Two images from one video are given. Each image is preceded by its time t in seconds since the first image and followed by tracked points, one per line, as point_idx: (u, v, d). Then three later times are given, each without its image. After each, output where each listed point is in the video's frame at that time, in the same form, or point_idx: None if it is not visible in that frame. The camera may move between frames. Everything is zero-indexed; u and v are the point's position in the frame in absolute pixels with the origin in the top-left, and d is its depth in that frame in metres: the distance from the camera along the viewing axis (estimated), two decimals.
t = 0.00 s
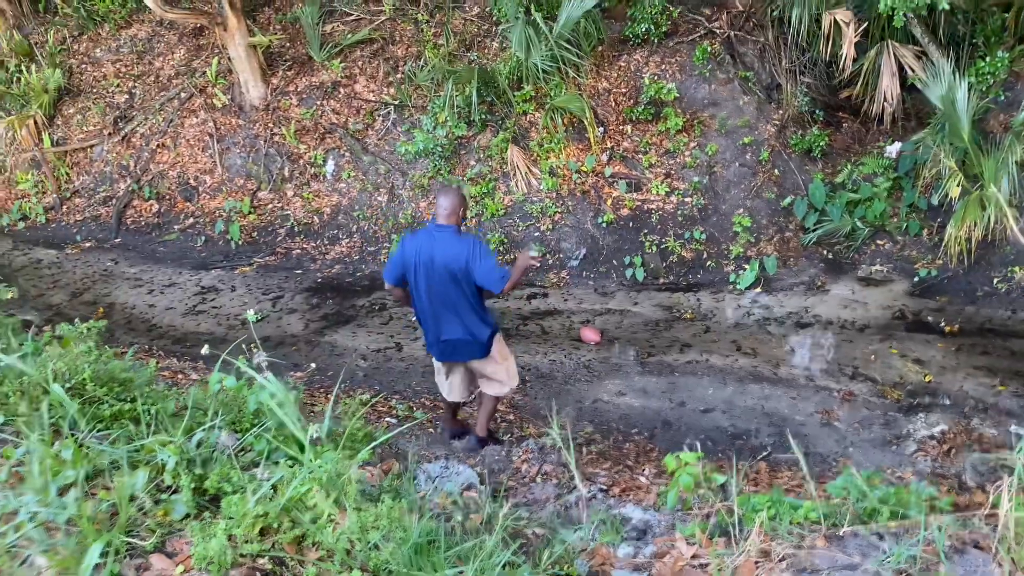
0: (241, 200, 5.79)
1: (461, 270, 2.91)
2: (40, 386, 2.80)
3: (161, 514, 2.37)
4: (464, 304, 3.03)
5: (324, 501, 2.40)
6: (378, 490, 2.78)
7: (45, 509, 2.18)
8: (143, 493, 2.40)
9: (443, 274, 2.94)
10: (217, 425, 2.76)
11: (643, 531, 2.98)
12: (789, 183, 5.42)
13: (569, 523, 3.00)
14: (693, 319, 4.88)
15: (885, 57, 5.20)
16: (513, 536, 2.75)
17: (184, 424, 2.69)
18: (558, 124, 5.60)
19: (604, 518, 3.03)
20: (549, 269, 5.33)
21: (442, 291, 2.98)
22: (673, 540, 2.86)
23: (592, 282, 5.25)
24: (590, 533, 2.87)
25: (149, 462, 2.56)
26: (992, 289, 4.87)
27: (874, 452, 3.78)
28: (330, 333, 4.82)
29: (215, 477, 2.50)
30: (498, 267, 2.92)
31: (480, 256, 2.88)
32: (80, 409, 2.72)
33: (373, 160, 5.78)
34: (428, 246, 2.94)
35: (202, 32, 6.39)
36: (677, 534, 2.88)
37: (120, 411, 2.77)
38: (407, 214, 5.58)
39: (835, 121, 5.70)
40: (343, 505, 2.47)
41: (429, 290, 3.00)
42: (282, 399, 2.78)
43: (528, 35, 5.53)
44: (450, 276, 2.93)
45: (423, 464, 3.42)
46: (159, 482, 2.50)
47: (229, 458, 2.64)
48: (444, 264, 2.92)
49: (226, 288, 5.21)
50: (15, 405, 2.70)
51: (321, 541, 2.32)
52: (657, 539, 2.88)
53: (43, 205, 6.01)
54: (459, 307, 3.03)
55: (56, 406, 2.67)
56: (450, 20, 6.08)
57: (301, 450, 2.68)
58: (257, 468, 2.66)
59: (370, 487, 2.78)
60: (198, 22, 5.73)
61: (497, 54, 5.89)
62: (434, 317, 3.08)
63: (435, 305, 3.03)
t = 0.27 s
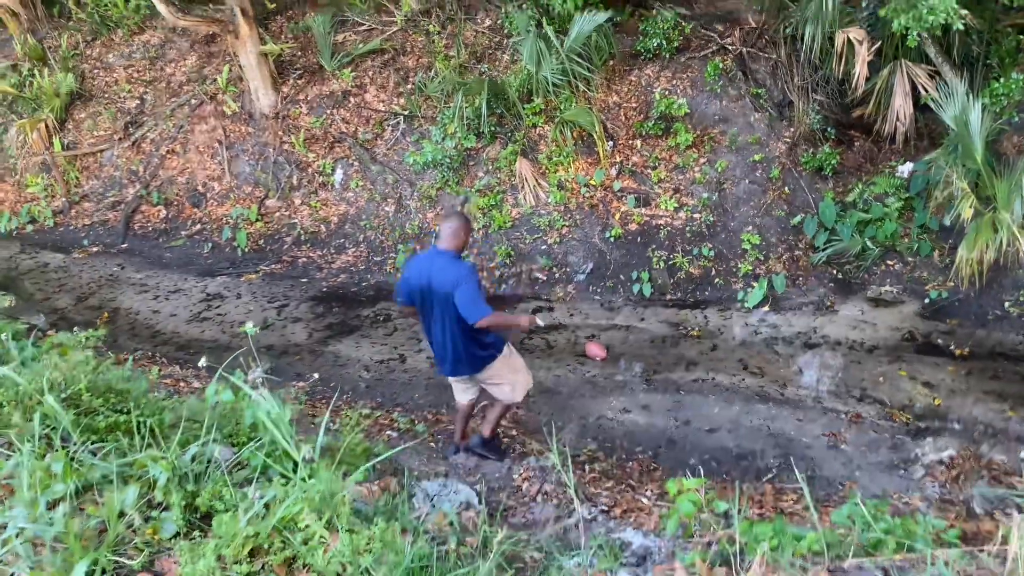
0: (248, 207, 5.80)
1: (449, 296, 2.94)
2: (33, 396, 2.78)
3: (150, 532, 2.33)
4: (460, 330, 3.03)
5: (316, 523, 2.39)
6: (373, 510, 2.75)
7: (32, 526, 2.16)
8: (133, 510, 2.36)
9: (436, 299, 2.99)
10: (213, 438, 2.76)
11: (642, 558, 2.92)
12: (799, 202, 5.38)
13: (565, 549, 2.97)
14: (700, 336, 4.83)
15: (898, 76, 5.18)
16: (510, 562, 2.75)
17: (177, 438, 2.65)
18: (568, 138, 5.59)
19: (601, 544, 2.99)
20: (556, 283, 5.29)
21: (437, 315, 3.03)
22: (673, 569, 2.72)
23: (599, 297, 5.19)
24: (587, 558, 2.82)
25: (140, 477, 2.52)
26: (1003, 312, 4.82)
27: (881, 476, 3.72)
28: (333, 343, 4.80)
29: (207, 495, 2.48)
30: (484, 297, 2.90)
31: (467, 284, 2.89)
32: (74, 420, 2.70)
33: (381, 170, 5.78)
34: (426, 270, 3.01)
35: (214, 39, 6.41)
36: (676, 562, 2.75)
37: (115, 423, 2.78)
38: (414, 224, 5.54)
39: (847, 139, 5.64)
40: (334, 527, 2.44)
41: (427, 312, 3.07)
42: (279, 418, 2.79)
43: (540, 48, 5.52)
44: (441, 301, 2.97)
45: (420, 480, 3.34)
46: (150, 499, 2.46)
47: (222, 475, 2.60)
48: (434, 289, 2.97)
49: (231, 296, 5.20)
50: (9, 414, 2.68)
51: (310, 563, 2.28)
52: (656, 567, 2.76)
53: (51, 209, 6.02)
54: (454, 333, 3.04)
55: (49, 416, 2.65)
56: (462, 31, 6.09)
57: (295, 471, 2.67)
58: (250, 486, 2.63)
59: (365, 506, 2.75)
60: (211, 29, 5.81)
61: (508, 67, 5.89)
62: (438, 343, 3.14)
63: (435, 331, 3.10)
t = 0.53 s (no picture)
0: (265, 214, 5.83)
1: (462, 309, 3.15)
2: (41, 405, 2.79)
3: (150, 549, 2.35)
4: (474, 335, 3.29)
5: (318, 544, 2.38)
6: (379, 527, 2.76)
7: (33, 541, 2.21)
8: (133, 525, 2.39)
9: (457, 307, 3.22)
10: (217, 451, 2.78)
11: None
12: (817, 214, 5.33)
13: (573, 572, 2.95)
14: (714, 350, 4.79)
15: (919, 91, 5.13)
16: None
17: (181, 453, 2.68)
18: (584, 147, 5.60)
19: (611, 565, 3.00)
20: (570, 294, 5.26)
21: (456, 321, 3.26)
22: None
23: (613, 309, 5.15)
24: None
25: (144, 492, 2.56)
26: None
27: (897, 495, 3.67)
28: (347, 351, 4.80)
29: (208, 512, 2.49)
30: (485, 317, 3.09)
31: (476, 299, 3.09)
32: (80, 430, 2.72)
33: (397, 179, 5.80)
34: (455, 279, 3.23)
35: (235, 47, 6.50)
36: None
37: (121, 433, 2.76)
38: (428, 232, 5.56)
39: (866, 152, 5.61)
40: (336, 546, 2.43)
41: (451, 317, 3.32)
42: (282, 434, 2.80)
43: (557, 58, 5.53)
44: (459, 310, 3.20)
45: (427, 496, 3.33)
46: (152, 514, 2.48)
47: (224, 490, 2.61)
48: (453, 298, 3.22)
49: (246, 302, 5.22)
50: (17, 424, 2.75)
51: None
52: None
53: (70, 213, 6.07)
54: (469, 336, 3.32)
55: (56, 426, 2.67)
56: (479, 41, 6.11)
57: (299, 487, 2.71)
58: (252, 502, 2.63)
59: (370, 522, 2.76)
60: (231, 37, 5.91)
61: (524, 77, 5.91)
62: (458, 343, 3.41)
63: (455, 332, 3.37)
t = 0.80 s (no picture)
0: (264, 213, 5.82)
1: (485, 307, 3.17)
2: (33, 415, 2.79)
3: (143, 559, 2.31)
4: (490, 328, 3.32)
5: (313, 552, 2.34)
6: (376, 530, 2.71)
7: (24, 553, 2.17)
8: (125, 535, 2.35)
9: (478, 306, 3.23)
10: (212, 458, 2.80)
11: None
12: (819, 203, 5.30)
13: (576, 572, 2.84)
14: (717, 341, 4.77)
15: (919, 75, 5.06)
16: None
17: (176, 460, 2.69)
18: (583, 141, 5.56)
19: (612, 562, 2.91)
20: (572, 288, 5.26)
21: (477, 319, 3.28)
22: None
23: (615, 302, 5.14)
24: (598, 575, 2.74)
25: (137, 500, 2.54)
26: None
27: (903, 484, 3.65)
28: (349, 350, 4.79)
29: (202, 519, 2.46)
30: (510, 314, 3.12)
31: (499, 297, 3.11)
32: (73, 439, 2.74)
33: (396, 175, 5.77)
34: (475, 278, 3.25)
35: (231, 46, 6.49)
36: None
37: (116, 441, 2.80)
38: (428, 229, 5.55)
39: (866, 139, 5.48)
40: (331, 553, 2.40)
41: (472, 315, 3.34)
42: (274, 438, 2.81)
43: (554, 50, 5.51)
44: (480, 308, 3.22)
45: (428, 496, 3.28)
46: (144, 523, 2.46)
47: (219, 496, 2.60)
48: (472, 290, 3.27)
49: (247, 302, 5.22)
50: (7, 433, 2.73)
51: None
52: None
53: (70, 216, 6.08)
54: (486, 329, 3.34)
55: (50, 435, 2.69)
56: (476, 35, 6.07)
57: (295, 492, 2.70)
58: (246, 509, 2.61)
59: (368, 525, 2.72)
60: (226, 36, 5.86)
61: (522, 71, 5.84)
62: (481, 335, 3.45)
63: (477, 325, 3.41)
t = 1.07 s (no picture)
0: (237, 209, 5.73)
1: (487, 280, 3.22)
2: (8, 425, 2.75)
3: (126, 571, 2.32)
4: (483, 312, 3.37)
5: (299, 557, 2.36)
6: (364, 529, 2.77)
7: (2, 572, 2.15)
8: (106, 548, 2.37)
9: (476, 284, 3.28)
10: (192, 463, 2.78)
11: (645, 567, 2.96)
12: (792, 181, 5.32)
13: (566, 563, 2.99)
14: (695, 322, 4.80)
15: (887, 50, 5.02)
16: None
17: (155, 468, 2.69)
18: (556, 125, 5.55)
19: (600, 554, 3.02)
20: (550, 274, 5.23)
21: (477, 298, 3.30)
22: None
23: (593, 286, 5.13)
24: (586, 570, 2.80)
25: (117, 511, 2.54)
26: (1001, 286, 4.78)
27: (884, 459, 3.70)
28: (328, 344, 4.76)
29: (185, 528, 2.48)
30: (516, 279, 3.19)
31: (501, 266, 3.19)
32: (49, 450, 2.71)
33: (369, 166, 5.71)
34: (467, 259, 3.31)
35: (195, 39, 6.37)
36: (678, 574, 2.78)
37: (94, 450, 2.77)
38: (404, 219, 5.50)
39: (836, 116, 5.46)
40: (319, 556, 2.44)
41: (468, 299, 3.35)
42: (258, 443, 2.78)
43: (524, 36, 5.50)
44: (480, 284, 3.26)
45: (415, 489, 3.34)
46: (125, 535, 2.47)
47: (201, 503, 2.61)
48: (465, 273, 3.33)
49: (222, 299, 5.16)
50: None
51: None
52: None
53: (37, 218, 5.95)
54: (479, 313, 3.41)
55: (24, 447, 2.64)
56: (444, 21, 6.01)
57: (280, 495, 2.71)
58: (230, 515, 2.63)
59: (355, 524, 2.78)
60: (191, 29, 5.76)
61: (492, 56, 5.83)
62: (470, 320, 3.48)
63: (465, 310, 3.44)
